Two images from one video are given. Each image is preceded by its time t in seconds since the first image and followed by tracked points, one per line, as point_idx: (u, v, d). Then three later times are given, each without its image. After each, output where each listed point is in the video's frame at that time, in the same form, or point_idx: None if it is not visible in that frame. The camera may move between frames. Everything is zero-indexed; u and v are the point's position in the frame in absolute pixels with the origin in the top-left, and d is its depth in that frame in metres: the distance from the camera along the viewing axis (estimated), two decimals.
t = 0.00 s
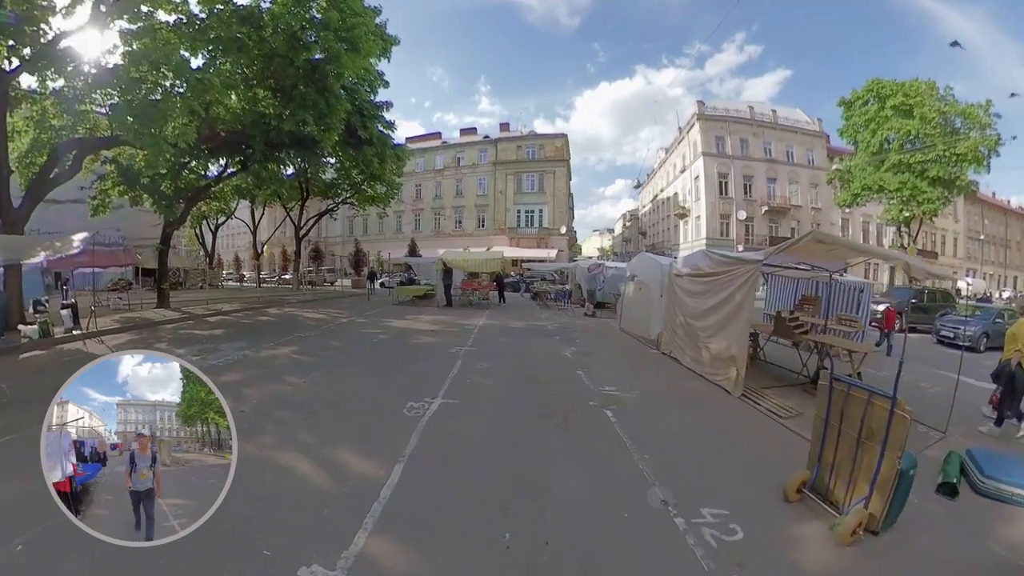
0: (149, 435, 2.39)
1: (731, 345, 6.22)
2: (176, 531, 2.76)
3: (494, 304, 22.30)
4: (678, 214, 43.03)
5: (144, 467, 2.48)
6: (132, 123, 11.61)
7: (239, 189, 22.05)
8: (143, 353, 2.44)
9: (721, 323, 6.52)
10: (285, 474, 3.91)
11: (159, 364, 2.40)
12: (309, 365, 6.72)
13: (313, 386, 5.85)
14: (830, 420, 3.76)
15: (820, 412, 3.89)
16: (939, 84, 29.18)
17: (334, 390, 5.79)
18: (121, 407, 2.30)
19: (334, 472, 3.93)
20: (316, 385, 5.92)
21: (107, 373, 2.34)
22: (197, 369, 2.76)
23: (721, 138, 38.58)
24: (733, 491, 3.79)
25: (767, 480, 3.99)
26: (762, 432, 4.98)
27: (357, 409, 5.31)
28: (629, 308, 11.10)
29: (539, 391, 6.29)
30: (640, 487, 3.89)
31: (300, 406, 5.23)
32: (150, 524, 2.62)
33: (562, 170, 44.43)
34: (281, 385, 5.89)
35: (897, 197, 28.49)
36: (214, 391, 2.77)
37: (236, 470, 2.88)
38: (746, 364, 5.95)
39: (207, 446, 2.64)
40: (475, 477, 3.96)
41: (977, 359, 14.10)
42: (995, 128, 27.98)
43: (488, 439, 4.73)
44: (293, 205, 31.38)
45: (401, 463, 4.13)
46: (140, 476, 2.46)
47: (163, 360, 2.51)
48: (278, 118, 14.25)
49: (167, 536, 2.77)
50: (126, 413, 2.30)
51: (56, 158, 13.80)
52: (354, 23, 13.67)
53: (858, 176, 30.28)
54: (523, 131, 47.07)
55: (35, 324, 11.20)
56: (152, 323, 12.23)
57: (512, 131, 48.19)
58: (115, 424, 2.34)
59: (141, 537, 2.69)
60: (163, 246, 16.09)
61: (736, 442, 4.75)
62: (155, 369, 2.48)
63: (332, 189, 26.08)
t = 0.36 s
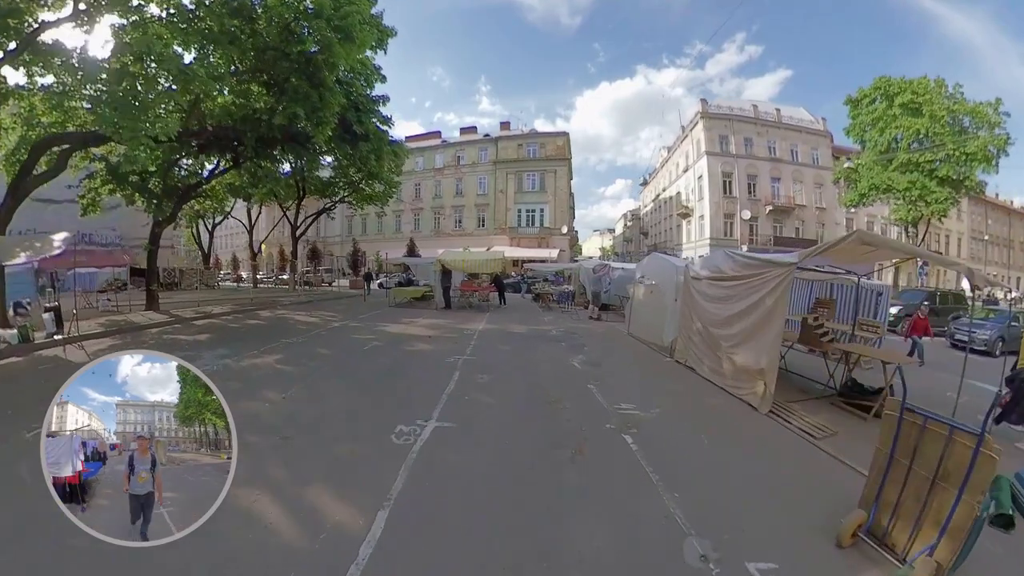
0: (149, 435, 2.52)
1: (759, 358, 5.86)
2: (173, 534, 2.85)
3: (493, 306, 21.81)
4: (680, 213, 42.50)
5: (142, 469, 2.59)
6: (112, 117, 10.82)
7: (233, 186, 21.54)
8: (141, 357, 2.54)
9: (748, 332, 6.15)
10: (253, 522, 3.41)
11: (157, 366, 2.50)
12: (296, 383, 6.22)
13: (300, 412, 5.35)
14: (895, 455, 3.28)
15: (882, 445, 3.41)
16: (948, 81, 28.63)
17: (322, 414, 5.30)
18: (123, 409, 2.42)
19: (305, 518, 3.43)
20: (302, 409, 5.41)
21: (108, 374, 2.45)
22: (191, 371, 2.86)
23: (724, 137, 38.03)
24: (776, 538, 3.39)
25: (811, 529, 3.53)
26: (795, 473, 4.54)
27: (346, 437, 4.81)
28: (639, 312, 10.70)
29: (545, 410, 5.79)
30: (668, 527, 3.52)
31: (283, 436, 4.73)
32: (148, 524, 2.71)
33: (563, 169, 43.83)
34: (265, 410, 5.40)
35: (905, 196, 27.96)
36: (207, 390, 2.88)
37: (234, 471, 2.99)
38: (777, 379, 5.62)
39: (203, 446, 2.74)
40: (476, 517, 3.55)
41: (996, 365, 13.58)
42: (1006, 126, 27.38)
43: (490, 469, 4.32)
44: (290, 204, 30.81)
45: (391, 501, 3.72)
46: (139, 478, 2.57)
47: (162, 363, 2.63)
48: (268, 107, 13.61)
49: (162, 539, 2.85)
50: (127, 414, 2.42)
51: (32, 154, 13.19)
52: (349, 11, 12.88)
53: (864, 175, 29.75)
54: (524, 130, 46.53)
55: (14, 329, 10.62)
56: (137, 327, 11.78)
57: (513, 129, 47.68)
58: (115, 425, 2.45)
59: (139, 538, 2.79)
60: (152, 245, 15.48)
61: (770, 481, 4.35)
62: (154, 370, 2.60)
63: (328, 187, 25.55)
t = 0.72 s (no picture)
0: (148, 436, 2.41)
1: (793, 371, 5.47)
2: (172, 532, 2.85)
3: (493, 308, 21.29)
4: (684, 213, 41.93)
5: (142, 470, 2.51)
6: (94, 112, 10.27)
7: (227, 183, 21.01)
8: (141, 355, 2.41)
9: (779, 341, 5.74)
10: None
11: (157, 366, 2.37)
12: (283, 400, 5.71)
13: (287, 440, 4.86)
14: (980, 494, 2.81)
15: (966, 482, 2.94)
16: (957, 77, 28.10)
17: (310, 441, 4.79)
18: (122, 409, 2.30)
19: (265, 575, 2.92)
20: (289, 434, 4.92)
21: (106, 373, 2.32)
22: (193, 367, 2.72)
23: (729, 134, 37.47)
24: (787, 557, 3.20)
25: (822, 549, 3.32)
26: (814, 485, 4.27)
27: (337, 469, 4.35)
28: (650, 313, 10.28)
29: (550, 428, 5.37)
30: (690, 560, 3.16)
31: (268, 471, 4.24)
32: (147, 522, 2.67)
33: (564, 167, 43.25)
34: (248, 436, 4.89)
35: (912, 194, 27.41)
36: (208, 388, 2.75)
37: (233, 471, 2.91)
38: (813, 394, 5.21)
39: (202, 446, 2.62)
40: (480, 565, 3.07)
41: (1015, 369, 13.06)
42: (1016, 122, 26.84)
43: (487, 489, 4.08)
44: (286, 203, 30.25)
45: (375, 525, 3.50)
46: (139, 479, 2.49)
47: (162, 361, 2.50)
48: (260, 101, 13.06)
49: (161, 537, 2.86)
50: (126, 415, 2.30)
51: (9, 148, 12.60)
52: None
53: (870, 174, 29.22)
54: (524, 128, 46.01)
55: None
56: (121, 330, 11.26)
57: (513, 128, 47.17)
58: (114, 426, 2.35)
59: (138, 535, 2.77)
60: (141, 244, 14.90)
61: (785, 492, 4.13)
62: (154, 369, 2.47)
63: (325, 186, 25.02)
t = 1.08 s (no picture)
0: (146, 436, 2.26)
1: (833, 389, 4.96)
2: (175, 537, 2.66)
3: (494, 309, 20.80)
4: (686, 212, 41.36)
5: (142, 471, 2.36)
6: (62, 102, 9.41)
7: (218, 181, 20.45)
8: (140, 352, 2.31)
9: (816, 354, 5.24)
10: None
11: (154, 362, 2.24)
12: (266, 417, 5.19)
13: (268, 460, 4.42)
14: None
15: None
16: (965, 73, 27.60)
17: (294, 466, 4.30)
18: (120, 408, 2.18)
19: None
20: (271, 457, 4.42)
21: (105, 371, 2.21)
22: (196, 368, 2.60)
23: (732, 132, 36.92)
24: None
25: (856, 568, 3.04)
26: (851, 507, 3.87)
27: (321, 493, 3.91)
28: (662, 316, 9.80)
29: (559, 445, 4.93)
30: None
31: (244, 500, 3.77)
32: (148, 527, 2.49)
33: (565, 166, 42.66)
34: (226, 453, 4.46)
35: (920, 193, 26.88)
36: (212, 389, 2.61)
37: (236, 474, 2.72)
38: (856, 415, 4.74)
39: (201, 447, 2.44)
40: None
41: None
42: None
43: (489, 510, 3.68)
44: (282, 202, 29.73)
45: None
46: (137, 479, 2.33)
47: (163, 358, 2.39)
48: (248, 95, 12.47)
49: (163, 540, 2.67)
50: (122, 413, 2.18)
51: None
52: None
53: (877, 172, 28.71)
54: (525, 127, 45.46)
55: None
56: (100, 335, 10.70)
57: (513, 126, 46.62)
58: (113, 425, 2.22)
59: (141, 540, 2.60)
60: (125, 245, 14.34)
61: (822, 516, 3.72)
62: (154, 367, 2.36)
63: (321, 185, 24.48)
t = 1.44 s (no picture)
0: (143, 437, 2.18)
1: (865, 401, 4.56)
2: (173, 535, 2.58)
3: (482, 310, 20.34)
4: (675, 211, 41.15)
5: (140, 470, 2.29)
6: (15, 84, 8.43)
7: (194, 177, 19.64)
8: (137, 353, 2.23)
9: (845, 362, 4.83)
10: None
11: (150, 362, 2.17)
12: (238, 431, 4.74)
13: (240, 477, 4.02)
14: None
15: None
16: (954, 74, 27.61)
17: (268, 486, 3.87)
18: (118, 408, 2.11)
19: None
20: (241, 478, 3.92)
21: (103, 371, 2.15)
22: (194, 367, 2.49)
23: (721, 132, 36.74)
24: None
25: None
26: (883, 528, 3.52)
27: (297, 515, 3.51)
28: (663, 318, 9.34)
29: (560, 463, 4.53)
30: None
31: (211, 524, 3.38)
32: (146, 525, 2.42)
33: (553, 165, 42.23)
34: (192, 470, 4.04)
35: (909, 194, 26.84)
36: (210, 388, 2.50)
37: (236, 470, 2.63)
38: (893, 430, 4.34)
39: (197, 447, 2.33)
40: None
41: None
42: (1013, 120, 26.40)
43: (486, 536, 3.31)
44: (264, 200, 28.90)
45: None
46: (135, 479, 2.27)
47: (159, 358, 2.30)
48: (222, 83, 11.80)
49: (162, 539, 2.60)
50: (120, 415, 2.10)
51: None
52: None
53: (867, 172, 28.62)
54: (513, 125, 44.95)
55: None
56: (62, 341, 10.05)
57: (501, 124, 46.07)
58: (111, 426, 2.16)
59: (139, 539, 2.52)
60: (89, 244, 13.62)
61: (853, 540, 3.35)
62: (152, 366, 2.28)
63: (304, 182, 23.79)
